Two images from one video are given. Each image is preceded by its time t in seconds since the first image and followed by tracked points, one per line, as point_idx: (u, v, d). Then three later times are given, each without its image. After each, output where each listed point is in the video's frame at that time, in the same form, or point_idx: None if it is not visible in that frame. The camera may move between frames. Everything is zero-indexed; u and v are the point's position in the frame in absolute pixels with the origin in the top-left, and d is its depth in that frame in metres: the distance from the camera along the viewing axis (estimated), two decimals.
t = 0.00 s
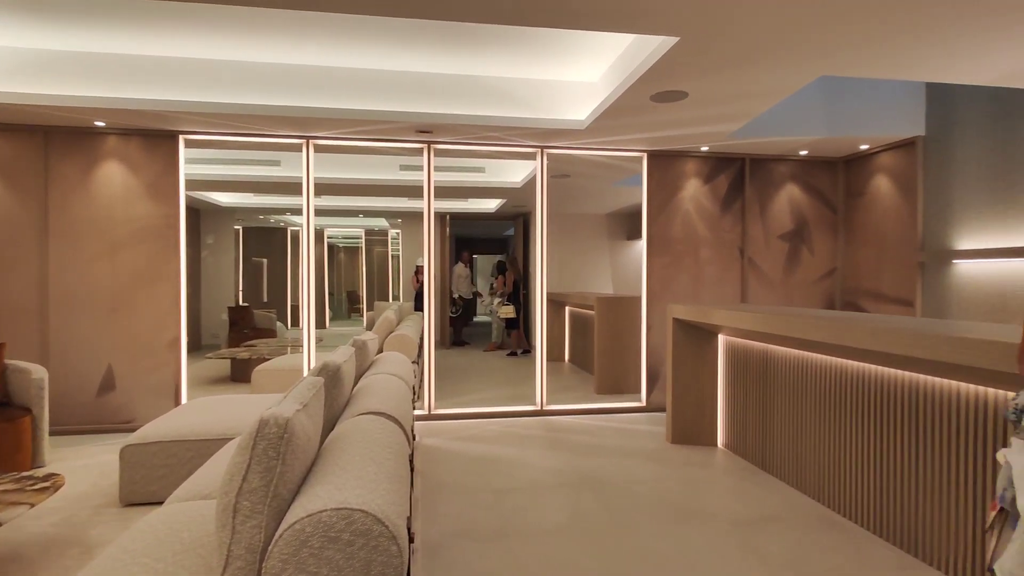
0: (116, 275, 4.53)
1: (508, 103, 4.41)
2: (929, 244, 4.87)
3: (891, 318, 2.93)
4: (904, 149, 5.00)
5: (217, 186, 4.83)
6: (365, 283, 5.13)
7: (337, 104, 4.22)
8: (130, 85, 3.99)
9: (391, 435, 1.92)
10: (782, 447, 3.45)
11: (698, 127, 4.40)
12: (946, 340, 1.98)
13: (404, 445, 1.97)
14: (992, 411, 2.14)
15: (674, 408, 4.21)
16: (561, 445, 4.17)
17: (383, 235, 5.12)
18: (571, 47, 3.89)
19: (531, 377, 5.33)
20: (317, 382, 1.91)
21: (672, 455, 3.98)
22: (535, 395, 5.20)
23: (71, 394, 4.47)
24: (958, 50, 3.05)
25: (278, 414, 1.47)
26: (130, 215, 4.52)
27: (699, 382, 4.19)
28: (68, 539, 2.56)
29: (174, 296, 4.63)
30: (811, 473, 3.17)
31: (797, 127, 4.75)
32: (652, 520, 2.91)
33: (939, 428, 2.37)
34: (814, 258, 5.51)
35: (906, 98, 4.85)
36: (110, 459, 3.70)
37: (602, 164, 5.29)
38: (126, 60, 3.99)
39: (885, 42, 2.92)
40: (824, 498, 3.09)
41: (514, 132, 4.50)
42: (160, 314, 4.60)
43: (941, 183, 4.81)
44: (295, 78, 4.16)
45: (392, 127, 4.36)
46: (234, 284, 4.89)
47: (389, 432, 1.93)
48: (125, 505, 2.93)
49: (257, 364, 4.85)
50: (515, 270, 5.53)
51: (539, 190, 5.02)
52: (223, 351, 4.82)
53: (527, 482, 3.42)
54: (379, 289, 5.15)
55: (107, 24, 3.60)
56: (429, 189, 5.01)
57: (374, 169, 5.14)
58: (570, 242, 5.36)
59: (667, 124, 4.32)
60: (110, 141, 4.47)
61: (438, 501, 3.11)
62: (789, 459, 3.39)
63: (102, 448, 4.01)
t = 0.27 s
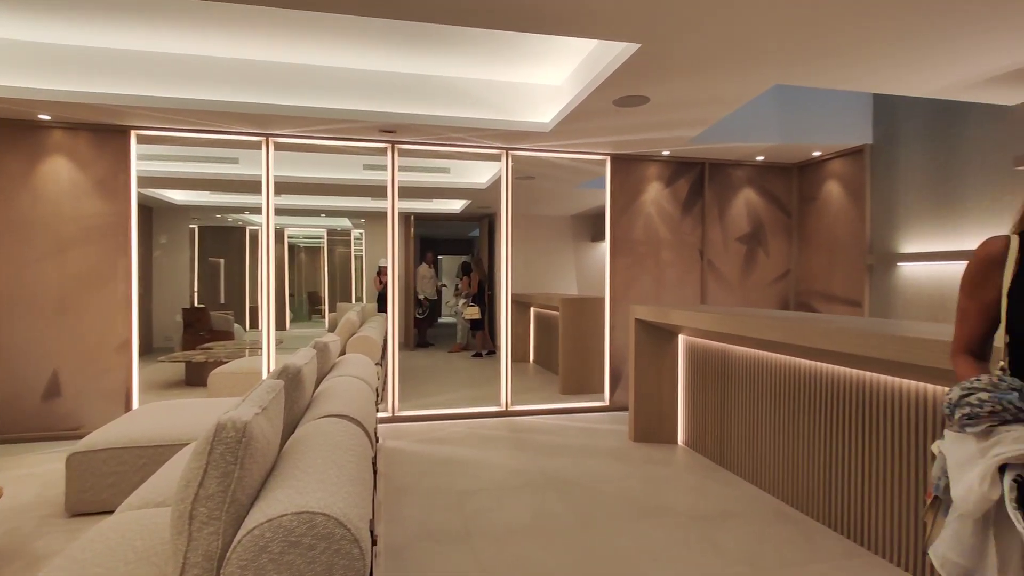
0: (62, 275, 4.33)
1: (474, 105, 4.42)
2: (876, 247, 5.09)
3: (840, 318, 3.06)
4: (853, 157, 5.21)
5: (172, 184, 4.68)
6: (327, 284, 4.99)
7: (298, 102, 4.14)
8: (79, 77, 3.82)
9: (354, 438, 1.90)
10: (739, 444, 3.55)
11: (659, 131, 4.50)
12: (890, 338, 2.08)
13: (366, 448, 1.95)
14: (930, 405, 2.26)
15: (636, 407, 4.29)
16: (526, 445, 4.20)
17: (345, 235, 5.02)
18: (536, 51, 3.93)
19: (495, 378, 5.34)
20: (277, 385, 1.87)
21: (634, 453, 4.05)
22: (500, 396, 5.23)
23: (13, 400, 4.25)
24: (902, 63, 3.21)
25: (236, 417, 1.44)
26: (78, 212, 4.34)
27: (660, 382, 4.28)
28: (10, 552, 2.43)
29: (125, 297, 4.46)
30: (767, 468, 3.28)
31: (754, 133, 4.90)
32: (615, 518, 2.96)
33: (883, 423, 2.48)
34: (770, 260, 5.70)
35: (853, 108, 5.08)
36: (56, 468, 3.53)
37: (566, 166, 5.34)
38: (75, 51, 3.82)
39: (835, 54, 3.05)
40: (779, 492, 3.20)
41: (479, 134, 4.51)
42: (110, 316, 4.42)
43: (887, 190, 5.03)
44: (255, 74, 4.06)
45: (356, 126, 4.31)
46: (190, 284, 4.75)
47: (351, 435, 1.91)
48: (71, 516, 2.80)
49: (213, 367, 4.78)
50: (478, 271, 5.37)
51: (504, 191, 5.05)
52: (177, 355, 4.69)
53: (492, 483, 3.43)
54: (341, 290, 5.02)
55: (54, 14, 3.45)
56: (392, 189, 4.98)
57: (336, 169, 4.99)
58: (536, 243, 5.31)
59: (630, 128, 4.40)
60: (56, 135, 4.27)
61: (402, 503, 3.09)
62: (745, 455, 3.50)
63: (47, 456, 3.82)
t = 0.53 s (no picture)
0: (8, 276, 4.13)
1: (441, 105, 4.42)
2: (831, 249, 5.28)
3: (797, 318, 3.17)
4: (810, 162, 5.42)
5: (126, 180, 4.52)
6: (291, 285, 4.91)
7: (259, 99, 4.04)
8: (27, 68, 3.65)
9: (319, 441, 1.88)
10: (702, 442, 3.64)
11: (625, 135, 4.57)
12: (842, 337, 2.17)
13: (332, 451, 1.93)
14: (877, 399, 2.37)
15: (602, 407, 4.35)
16: (493, 446, 4.21)
17: (309, 235, 4.95)
18: (503, 52, 3.94)
19: (463, 379, 5.34)
20: (240, 388, 1.84)
21: (601, 451, 4.11)
22: (468, 396, 5.24)
23: None
24: (855, 73, 3.35)
25: (197, 420, 1.41)
26: (25, 210, 4.15)
27: (626, 381, 4.35)
28: None
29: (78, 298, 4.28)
30: (728, 465, 3.37)
31: (716, 138, 5.03)
32: (582, 516, 3.00)
33: (836, 419, 2.58)
34: (732, 262, 5.86)
35: (810, 115, 5.27)
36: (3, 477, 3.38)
37: (536, 167, 5.34)
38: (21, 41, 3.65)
39: (793, 62, 3.16)
40: (739, 487, 3.29)
41: (446, 134, 4.50)
42: (61, 318, 4.25)
43: (841, 194, 5.20)
44: (215, 69, 3.95)
45: (321, 125, 4.25)
46: (145, 285, 4.60)
47: (317, 438, 1.89)
48: (19, 527, 2.69)
49: (170, 370, 4.59)
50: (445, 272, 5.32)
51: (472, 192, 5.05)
52: (132, 358, 4.49)
53: (461, 483, 3.43)
54: (305, 291, 4.94)
55: None
56: (359, 189, 4.93)
57: (300, 168, 4.90)
58: (504, 244, 5.32)
59: (596, 132, 4.47)
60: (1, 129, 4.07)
61: (369, 505, 3.07)
62: (708, 452, 3.59)
63: None
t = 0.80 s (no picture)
0: None
1: (412, 104, 4.40)
2: (793, 250, 5.45)
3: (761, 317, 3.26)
4: (773, 166, 5.58)
5: (83, 176, 4.37)
6: (257, 285, 4.85)
7: (225, 95, 3.96)
8: None
9: (288, 443, 1.86)
10: (670, 439, 3.71)
11: (596, 137, 4.63)
12: (802, 335, 2.25)
13: (301, 453, 1.91)
14: (833, 395, 2.46)
15: (573, 406, 4.40)
16: (464, 446, 4.21)
17: (276, 234, 4.89)
18: (474, 52, 3.95)
19: (434, 379, 5.33)
20: (206, 390, 1.81)
21: (571, 449, 4.16)
22: (439, 397, 5.25)
23: None
24: (816, 80, 3.47)
25: (162, 423, 1.39)
26: None
27: (596, 380, 4.41)
28: None
29: (32, 299, 4.13)
30: (695, 461, 3.45)
31: (683, 141, 5.13)
32: (552, 513, 3.03)
33: (797, 415, 2.67)
34: (699, 263, 5.99)
35: (773, 120, 5.43)
36: None
37: (507, 168, 5.36)
38: None
39: (757, 68, 3.26)
40: (705, 482, 3.37)
41: (417, 134, 4.49)
42: (13, 319, 4.09)
43: (803, 197, 5.37)
44: (179, 64, 3.85)
45: (289, 122, 4.19)
46: (102, 284, 4.46)
47: (286, 440, 1.87)
48: None
49: (129, 373, 4.45)
50: (415, 272, 5.35)
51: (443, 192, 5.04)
52: (89, 361, 4.38)
53: (432, 484, 3.43)
54: (271, 291, 4.89)
55: None
56: (328, 188, 4.87)
57: (267, 164, 4.81)
58: (476, 244, 5.32)
59: (567, 133, 4.51)
60: None
61: (339, 507, 3.04)
62: (676, 449, 3.66)
63: None
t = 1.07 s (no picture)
0: None
1: (388, 103, 4.38)
2: (763, 250, 5.57)
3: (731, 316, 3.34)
4: (743, 168, 5.71)
5: (44, 173, 4.25)
6: (228, 285, 4.73)
7: (195, 91, 3.88)
8: None
9: (264, 444, 1.85)
10: (644, 435, 3.78)
11: (571, 138, 4.68)
12: (771, 333, 2.32)
13: (276, 453, 1.90)
14: (798, 390, 2.55)
15: (549, 404, 4.44)
16: (441, 446, 4.22)
17: (247, 233, 4.80)
18: (449, 52, 3.96)
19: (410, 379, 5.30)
20: (178, 391, 1.78)
21: (547, 447, 4.20)
22: (415, 396, 5.26)
23: None
24: (783, 85, 3.57)
25: (135, 424, 1.37)
26: None
27: (571, 378, 4.46)
28: None
29: None
30: (668, 457, 3.52)
31: (656, 142, 5.22)
32: (528, 511, 3.06)
33: (765, 411, 2.75)
34: (672, 262, 6.10)
35: (743, 124, 5.56)
36: None
37: (483, 168, 5.38)
38: None
39: (727, 73, 3.33)
40: (678, 477, 3.45)
41: (393, 133, 4.47)
42: None
43: (772, 198, 5.50)
44: (147, 58, 3.76)
45: (261, 119, 4.13)
46: (65, 285, 4.34)
47: (261, 441, 1.86)
48: None
49: (94, 376, 4.31)
50: (391, 271, 5.17)
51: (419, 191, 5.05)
52: (52, 365, 4.25)
53: (409, 483, 3.43)
54: (242, 291, 4.77)
55: None
56: (302, 186, 4.82)
57: (238, 163, 4.72)
58: (452, 244, 5.31)
59: (543, 134, 4.55)
60: None
61: (314, 509, 3.02)
62: (649, 446, 3.73)
63: None
